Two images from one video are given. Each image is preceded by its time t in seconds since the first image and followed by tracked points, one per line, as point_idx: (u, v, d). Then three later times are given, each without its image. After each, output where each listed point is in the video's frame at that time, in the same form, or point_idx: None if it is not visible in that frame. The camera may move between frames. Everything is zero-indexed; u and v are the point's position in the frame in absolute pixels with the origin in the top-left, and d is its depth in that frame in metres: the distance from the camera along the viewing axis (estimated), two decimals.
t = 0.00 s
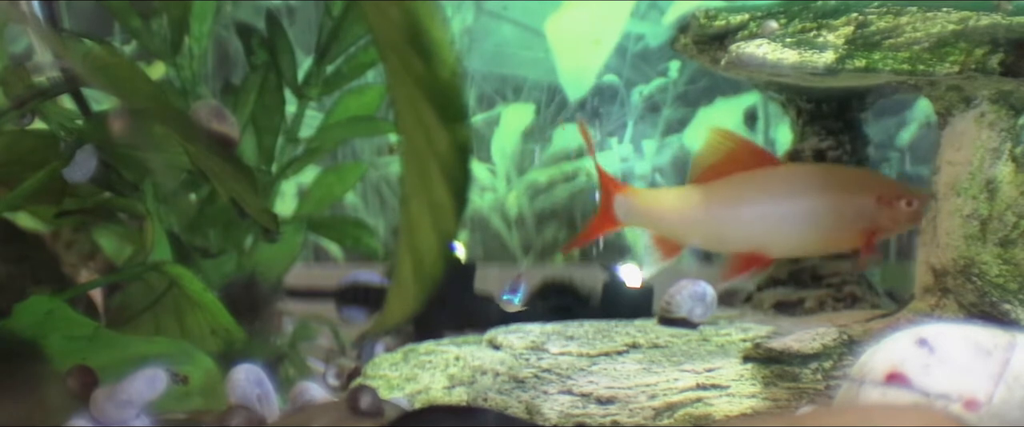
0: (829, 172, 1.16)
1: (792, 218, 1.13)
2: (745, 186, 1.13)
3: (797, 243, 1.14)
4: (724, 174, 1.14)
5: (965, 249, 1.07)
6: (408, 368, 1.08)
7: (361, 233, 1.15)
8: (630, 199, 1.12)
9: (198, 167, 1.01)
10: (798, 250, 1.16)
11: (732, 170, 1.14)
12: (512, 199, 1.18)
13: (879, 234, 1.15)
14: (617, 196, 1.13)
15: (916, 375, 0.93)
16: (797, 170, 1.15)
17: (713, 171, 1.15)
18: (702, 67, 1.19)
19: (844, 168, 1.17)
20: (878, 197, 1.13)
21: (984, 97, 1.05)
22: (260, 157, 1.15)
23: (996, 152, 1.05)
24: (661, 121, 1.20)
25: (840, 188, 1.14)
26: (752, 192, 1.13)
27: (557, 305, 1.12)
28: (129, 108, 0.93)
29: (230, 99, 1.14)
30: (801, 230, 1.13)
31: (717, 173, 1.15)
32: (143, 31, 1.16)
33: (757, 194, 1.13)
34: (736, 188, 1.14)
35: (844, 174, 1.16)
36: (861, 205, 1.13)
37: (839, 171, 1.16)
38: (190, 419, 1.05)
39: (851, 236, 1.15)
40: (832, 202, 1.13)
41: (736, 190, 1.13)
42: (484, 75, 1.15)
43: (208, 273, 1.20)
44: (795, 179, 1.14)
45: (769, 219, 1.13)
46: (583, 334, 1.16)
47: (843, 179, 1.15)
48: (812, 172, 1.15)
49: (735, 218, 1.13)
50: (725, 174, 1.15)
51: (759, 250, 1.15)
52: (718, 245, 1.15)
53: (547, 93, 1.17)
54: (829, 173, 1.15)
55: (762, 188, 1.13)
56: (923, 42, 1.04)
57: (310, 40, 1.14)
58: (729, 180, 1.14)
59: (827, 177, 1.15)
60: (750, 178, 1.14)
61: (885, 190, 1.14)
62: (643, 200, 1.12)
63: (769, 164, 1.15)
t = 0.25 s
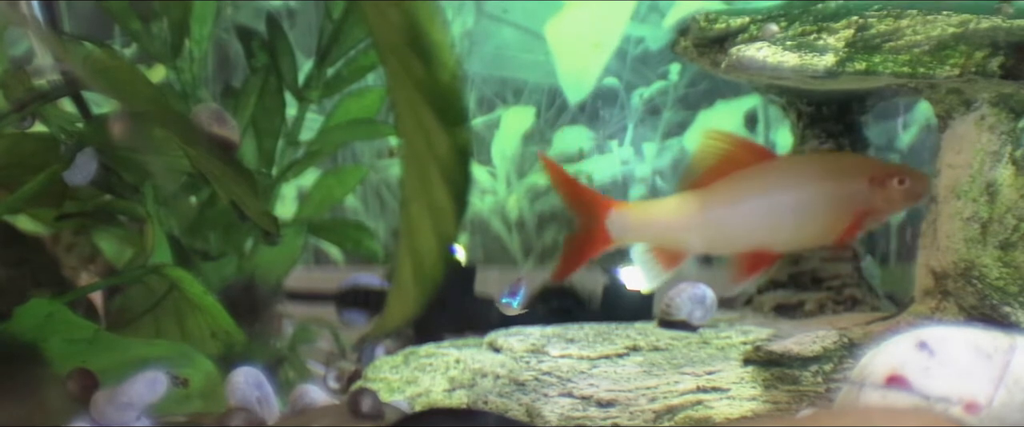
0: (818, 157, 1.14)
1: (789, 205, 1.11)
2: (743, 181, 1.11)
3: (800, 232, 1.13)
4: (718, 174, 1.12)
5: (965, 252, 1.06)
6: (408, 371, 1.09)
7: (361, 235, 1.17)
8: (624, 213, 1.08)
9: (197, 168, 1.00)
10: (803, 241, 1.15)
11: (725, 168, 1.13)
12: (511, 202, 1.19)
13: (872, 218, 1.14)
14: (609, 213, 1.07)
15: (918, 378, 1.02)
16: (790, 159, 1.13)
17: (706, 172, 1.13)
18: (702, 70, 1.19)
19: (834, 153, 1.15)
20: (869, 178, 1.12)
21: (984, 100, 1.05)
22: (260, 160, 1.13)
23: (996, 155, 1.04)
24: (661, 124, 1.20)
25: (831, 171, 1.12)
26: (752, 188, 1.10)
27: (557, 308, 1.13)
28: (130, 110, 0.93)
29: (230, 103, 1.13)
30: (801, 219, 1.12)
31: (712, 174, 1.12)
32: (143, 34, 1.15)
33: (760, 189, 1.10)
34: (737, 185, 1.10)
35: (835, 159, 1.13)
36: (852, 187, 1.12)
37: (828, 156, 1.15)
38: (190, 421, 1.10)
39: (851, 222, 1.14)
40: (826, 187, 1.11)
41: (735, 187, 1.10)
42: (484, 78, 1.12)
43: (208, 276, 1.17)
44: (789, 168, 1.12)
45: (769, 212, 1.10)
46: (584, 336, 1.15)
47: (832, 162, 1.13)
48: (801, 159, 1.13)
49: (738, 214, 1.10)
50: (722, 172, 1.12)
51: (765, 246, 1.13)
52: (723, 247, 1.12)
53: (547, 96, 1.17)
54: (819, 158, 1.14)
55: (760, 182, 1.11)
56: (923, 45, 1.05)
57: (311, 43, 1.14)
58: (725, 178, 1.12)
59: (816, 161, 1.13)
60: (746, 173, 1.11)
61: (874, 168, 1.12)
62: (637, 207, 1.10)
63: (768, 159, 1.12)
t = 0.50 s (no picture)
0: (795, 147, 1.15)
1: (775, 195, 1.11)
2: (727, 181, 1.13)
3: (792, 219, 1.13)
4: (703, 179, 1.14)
5: (965, 252, 1.08)
6: (409, 371, 1.09)
7: (362, 235, 1.14)
8: (631, 226, 1.10)
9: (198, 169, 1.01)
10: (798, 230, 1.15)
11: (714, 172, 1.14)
12: (512, 202, 1.14)
13: (853, 200, 1.14)
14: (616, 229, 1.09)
15: (917, 377, 1.01)
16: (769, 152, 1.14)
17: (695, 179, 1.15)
18: (703, 70, 1.18)
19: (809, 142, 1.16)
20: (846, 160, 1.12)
21: (984, 100, 1.06)
22: (260, 160, 1.13)
23: (996, 155, 1.06)
24: (661, 123, 1.19)
25: (807, 157, 1.12)
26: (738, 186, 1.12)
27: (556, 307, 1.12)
28: (130, 110, 0.94)
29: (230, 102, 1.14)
30: (790, 207, 1.12)
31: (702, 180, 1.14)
32: (143, 34, 1.16)
33: (744, 186, 1.12)
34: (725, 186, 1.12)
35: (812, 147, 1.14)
36: (829, 170, 1.12)
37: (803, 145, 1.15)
38: (190, 421, 1.09)
39: (837, 205, 1.14)
40: (806, 173, 1.12)
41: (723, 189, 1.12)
42: (485, 77, 1.10)
43: (208, 276, 1.17)
44: (769, 161, 1.13)
45: (759, 204, 1.11)
46: (584, 336, 1.16)
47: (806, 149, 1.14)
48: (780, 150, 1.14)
49: (728, 211, 1.11)
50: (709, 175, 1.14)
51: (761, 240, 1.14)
52: (722, 247, 1.13)
53: (548, 97, 1.15)
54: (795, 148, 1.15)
55: (743, 179, 1.12)
56: (923, 45, 1.06)
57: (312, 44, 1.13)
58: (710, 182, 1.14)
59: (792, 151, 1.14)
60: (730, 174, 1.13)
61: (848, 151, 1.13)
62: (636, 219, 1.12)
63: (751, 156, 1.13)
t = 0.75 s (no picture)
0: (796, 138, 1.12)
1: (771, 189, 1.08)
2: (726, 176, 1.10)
3: (794, 213, 1.09)
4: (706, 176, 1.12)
5: (965, 252, 1.08)
6: (408, 371, 1.10)
7: (362, 236, 1.15)
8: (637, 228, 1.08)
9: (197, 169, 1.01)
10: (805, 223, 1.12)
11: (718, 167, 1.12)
12: (511, 202, 1.16)
13: (855, 192, 1.10)
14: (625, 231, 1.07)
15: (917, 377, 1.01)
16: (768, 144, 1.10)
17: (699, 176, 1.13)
18: (702, 70, 1.17)
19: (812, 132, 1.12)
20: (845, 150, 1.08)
21: (984, 100, 1.07)
22: (260, 160, 1.13)
23: (996, 155, 1.06)
24: (661, 123, 1.19)
25: (804, 149, 1.09)
26: (736, 181, 1.09)
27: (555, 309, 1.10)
28: (130, 110, 0.93)
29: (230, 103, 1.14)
30: (789, 201, 1.08)
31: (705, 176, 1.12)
32: (143, 34, 1.15)
33: (740, 182, 1.09)
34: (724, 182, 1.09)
35: (811, 138, 1.10)
36: (827, 162, 1.08)
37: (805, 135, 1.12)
38: (190, 421, 1.08)
39: (841, 197, 1.10)
40: (802, 165, 1.08)
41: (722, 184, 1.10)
42: (485, 77, 1.10)
43: (208, 276, 1.16)
44: (767, 154, 1.09)
45: (756, 200, 1.08)
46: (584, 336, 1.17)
47: (804, 140, 1.10)
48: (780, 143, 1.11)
49: (726, 208, 1.08)
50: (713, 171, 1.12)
51: (766, 234, 1.11)
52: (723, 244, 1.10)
53: (548, 96, 1.15)
54: (796, 139, 1.11)
55: (740, 174, 1.09)
56: (923, 45, 1.06)
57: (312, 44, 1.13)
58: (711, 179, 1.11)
59: (792, 142, 1.10)
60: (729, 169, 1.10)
61: (847, 141, 1.08)
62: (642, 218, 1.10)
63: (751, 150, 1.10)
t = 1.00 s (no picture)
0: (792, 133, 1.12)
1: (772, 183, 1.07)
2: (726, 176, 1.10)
3: (800, 207, 1.08)
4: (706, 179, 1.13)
5: (966, 252, 1.08)
6: (409, 371, 1.10)
7: (363, 236, 1.13)
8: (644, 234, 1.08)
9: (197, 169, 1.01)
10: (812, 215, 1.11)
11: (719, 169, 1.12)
12: (512, 203, 1.16)
13: (857, 184, 1.10)
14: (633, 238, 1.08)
15: (918, 377, 1.04)
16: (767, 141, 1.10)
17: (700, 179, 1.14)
18: (704, 71, 1.17)
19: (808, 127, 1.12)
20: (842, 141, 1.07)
21: (985, 100, 1.07)
22: (260, 160, 1.13)
23: (997, 155, 1.07)
24: (662, 124, 1.18)
25: (801, 143, 1.08)
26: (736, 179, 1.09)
27: (558, 309, 1.11)
28: (130, 110, 0.94)
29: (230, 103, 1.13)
30: (793, 195, 1.07)
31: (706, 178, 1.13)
32: (144, 35, 1.16)
33: (740, 179, 1.08)
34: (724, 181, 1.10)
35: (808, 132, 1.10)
36: (825, 152, 1.07)
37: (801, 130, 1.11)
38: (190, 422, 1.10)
39: (844, 188, 1.09)
40: (800, 158, 1.07)
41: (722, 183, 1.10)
42: (485, 77, 1.10)
43: (208, 276, 1.16)
44: (765, 150, 1.09)
45: (756, 200, 1.07)
46: (584, 337, 1.13)
47: (800, 134, 1.10)
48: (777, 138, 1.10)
49: (726, 210, 1.08)
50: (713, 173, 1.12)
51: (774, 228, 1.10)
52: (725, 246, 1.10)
53: (548, 97, 1.16)
54: (792, 134, 1.11)
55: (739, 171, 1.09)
56: (924, 46, 1.06)
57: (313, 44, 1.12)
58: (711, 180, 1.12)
59: (788, 136, 1.10)
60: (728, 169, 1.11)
61: (843, 132, 1.08)
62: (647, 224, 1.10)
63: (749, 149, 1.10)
